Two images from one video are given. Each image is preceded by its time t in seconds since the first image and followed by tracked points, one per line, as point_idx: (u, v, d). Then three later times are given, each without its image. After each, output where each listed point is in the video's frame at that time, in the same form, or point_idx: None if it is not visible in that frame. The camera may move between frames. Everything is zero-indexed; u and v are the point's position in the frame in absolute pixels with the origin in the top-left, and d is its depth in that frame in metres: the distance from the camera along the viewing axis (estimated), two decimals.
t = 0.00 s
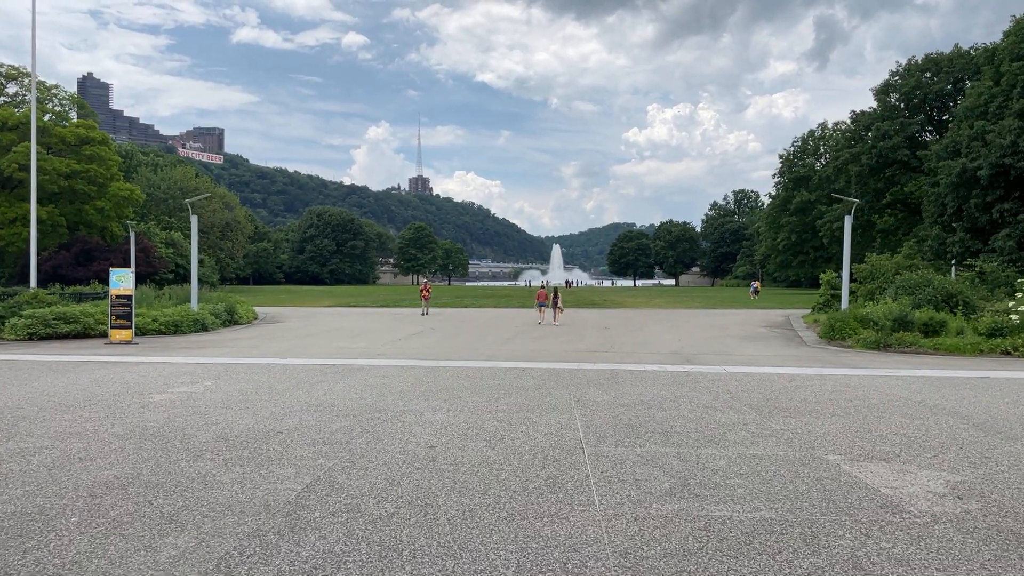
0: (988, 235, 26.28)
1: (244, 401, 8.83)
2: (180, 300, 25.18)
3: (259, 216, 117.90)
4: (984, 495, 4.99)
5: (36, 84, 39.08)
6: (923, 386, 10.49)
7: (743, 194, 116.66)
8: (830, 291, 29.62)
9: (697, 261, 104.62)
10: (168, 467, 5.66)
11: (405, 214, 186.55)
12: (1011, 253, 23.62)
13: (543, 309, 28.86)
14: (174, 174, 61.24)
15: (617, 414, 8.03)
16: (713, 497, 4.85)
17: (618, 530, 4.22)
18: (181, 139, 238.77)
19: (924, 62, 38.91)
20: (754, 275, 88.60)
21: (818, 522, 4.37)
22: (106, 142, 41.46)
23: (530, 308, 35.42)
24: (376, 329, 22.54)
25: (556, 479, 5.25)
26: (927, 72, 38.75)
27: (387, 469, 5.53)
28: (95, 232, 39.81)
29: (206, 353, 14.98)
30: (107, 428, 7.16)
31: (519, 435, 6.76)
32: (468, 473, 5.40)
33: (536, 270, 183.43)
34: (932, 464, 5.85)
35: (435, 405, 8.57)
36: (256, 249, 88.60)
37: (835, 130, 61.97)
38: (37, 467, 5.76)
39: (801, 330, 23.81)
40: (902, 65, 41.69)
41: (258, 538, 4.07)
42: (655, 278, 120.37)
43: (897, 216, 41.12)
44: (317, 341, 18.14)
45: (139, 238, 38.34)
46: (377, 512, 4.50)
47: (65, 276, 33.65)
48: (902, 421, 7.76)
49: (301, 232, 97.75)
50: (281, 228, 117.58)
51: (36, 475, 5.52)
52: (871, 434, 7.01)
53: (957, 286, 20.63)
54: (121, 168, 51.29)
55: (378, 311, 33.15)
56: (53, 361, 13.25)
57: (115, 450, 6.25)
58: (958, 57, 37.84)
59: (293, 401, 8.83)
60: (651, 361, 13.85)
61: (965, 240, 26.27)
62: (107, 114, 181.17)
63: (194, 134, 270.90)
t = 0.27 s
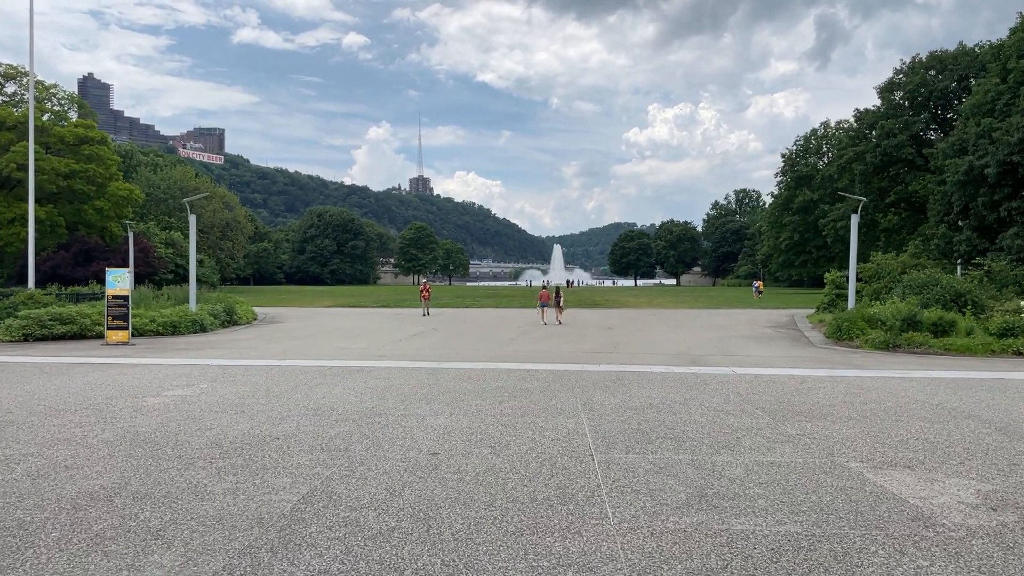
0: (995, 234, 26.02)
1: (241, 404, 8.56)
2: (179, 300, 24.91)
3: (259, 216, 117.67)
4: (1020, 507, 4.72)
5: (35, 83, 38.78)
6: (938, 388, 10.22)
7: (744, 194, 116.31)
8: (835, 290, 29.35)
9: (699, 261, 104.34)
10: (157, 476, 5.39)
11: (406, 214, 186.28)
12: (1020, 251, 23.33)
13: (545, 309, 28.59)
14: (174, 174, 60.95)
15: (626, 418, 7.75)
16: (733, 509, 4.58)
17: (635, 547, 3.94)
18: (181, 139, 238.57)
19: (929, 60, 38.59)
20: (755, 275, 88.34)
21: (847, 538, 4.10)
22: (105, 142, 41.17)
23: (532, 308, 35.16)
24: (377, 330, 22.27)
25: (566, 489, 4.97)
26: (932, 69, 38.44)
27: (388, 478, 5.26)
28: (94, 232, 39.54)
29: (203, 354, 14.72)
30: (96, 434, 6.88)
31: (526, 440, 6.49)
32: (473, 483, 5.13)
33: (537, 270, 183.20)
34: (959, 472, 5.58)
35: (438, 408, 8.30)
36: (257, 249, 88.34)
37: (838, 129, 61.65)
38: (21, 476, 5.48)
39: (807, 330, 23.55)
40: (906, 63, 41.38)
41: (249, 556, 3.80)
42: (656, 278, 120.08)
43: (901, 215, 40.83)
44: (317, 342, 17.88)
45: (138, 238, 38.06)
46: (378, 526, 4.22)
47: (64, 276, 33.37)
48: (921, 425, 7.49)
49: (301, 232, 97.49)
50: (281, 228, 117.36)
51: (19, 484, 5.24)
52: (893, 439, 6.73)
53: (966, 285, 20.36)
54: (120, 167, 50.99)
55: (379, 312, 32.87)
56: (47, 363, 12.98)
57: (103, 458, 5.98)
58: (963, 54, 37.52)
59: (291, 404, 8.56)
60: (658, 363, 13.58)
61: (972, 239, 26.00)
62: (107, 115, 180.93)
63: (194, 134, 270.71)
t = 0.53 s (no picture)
0: (1001, 232, 25.76)
1: (235, 407, 8.29)
2: (176, 300, 24.64)
3: (259, 216, 117.52)
4: None
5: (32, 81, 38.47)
6: (952, 389, 9.96)
7: (744, 193, 116.09)
8: (839, 289, 29.09)
9: (699, 260, 104.09)
10: (144, 484, 5.12)
11: (406, 214, 186.00)
12: None
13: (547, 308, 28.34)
14: (173, 174, 60.66)
15: (634, 420, 7.48)
16: (753, 519, 4.31)
17: (651, 561, 3.68)
18: (181, 139, 238.33)
19: (932, 57, 38.31)
20: (756, 274, 88.07)
21: (879, 551, 3.83)
22: (103, 141, 40.88)
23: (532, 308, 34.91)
24: (376, 330, 22.00)
25: (576, 497, 4.71)
26: (936, 67, 38.15)
27: (387, 485, 5.00)
28: (92, 232, 39.25)
29: (200, 355, 14.45)
30: (84, 438, 6.60)
31: (531, 445, 6.22)
32: (476, 490, 4.86)
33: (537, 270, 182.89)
34: (987, 478, 5.31)
35: (439, 410, 8.03)
36: (256, 249, 88.05)
37: (839, 127, 61.36)
38: (1, 484, 5.21)
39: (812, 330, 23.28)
40: (909, 61, 41.09)
41: (237, 573, 3.53)
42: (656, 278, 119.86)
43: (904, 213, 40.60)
44: (316, 342, 17.61)
45: (137, 238, 37.76)
46: (376, 539, 3.96)
47: (61, 276, 33.08)
48: (940, 428, 7.22)
49: (301, 232, 97.24)
50: (281, 228, 117.16)
51: None
52: (912, 443, 6.48)
53: (973, 284, 20.10)
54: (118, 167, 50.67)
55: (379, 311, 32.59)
56: (41, 364, 12.73)
57: (89, 464, 5.71)
58: (966, 52, 37.23)
59: (287, 407, 8.29)
60: (663, 363, 13.32)
61: (978, 238, 25.75)
62: (106, 115, 180.68)
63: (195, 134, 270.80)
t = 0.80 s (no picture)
0: (1006, 231, 25.53)
1: (227, 411, 8.01)
2: (171, 300, 24.35)
3: (257, 216, 117.19)
4: None
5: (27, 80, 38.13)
6: (964, 391, 9.71)
7: (743, 193, 115.88)
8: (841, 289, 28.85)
9: (698, 260, 103.86)
10: (126, 495, 4.83)
11: (404, 214, 185.66)
12: None
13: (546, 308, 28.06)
14: (170, 173, 60.32)
15: (640, 425, 7.21)
16: (774, 535, 4.04)
17: None
18: (179, 139, 237.82)
19: (934, 55, 38.06)
20: (755, 274, 87.85)
21: (912, 571, 3.56)
22: (99, 140, 40.54)
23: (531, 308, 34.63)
24: (374, 330, 21.72)
25: (584, 509, 4.44)
26: (937, 65, 37.90)
27: (383, 496, 4.72)
28: (88, 231, 38.92)
29: (194, 357, 14.17)
30: (66, 445, 6.32)
31: (534, 451, 5.95)
32: (477, 502, 4.59)
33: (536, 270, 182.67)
34: (1015, 487, 5.05)
35: (438, 414, 7.76)
36: (254, 249, 87.72)
37: (839, 126, 61.11)
38: None
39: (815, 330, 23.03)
40: (910, 59, 40.84)
41: None
42: (655, 278, 119.61)
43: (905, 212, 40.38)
44: (313, 343, 17.32)
45: (133, 238, 37.45)
46: (370, 558, 3.68)
47: (57, 276, 32.77)
48: (957, 433, 6.95)
49: (299, 232, 96.92)
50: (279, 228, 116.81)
51: None
52: (931, 449, 6.22)
53: (979, 283, 19.86)
54: (114, 166, 50.32)
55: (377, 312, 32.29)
56: (31, 366, 12.46)
57: (70, 473, 5.42)
58: (968, 50, 36.98)
59: (281, 411, 8.02)
60: (666, 364, 13.05)
61: (982, 237, 25.52)
62: (104, 114, 180.26)
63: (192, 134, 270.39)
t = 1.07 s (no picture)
0: (1009, 229, 25.29)
1: (216, 413, 7.74)
2: (166, 300, 24.05)
3: (255, 216, 116.82)
4: None
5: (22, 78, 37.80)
6: (976, 392, 9.45)
7: (742, 192, 115.67)
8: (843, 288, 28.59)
9: (697, 260, 103.62)
10: (104, 504, 4.57)
11: (402, 213, 185.35)
12: None
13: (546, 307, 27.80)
14: (167, 172, 59.99)
15: (644, 428, 6.95)
16: (793, 547, 3.77)
17: None
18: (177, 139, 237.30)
19: (935, 53, 37.82)
20: (754, 274, 87.66)
21: None
22: (95, 138, 40.22)
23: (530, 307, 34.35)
24: (371, 330, 21.44)
25: (588, 519, 4.17)
26: (938, 63, 37.65)
27: (376, 505, 4.45)
28: (84, 230, 38.61)
29: (186, 357, 13.89)
30: (45, 450, 6.05)
31: (536, 456, 5.69)
32: (475, 511, 4.32)
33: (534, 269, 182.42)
34: None
35: (435, 417, 7.49)
36: (252, 248, 87.45)
37: (839, 125, 60.85)
38: None
39: (817, 329, 22.76)
40: (911, 56, 40.60)
41: None
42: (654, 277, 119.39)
43: (906, 211, 40.13)
44: (309, 342, 17.05)
45: (128, 237, 37.15)
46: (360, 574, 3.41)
47: (51, 275, 32.46)
48: (975, 435, 6.68)
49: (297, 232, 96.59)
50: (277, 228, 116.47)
51: None
52: (949, 453, 5.96)
53: (984, 281, 19.61)
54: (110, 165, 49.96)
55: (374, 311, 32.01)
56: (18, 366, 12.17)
57: (45, 479, 5.15)
58: (970, 47, 36.74)
59: (272, 413, 7.75)
60: (668, 364, 12.78)
61: (985, 235, 25.27)
62: (102, 114, 179.90)
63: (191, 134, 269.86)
